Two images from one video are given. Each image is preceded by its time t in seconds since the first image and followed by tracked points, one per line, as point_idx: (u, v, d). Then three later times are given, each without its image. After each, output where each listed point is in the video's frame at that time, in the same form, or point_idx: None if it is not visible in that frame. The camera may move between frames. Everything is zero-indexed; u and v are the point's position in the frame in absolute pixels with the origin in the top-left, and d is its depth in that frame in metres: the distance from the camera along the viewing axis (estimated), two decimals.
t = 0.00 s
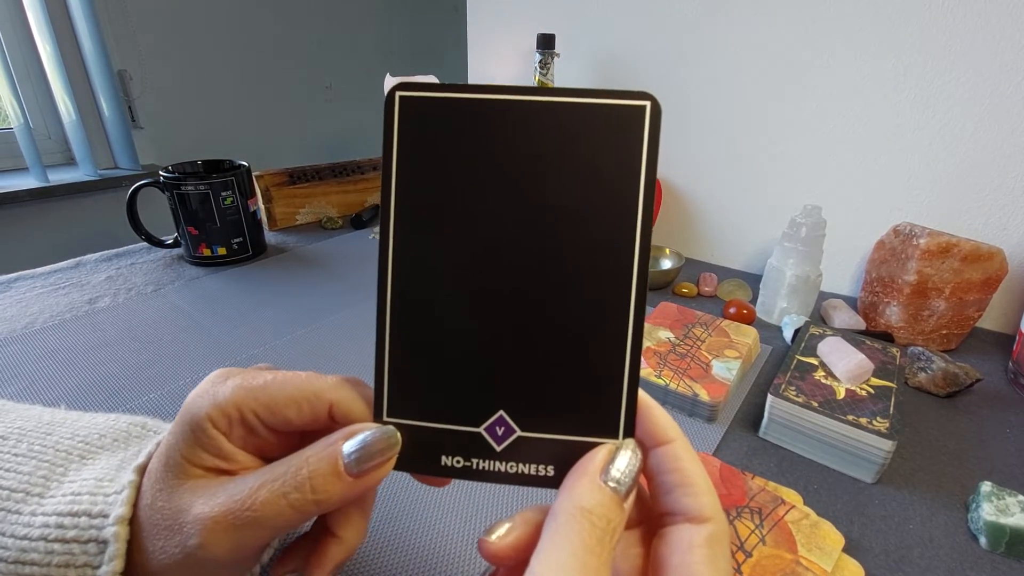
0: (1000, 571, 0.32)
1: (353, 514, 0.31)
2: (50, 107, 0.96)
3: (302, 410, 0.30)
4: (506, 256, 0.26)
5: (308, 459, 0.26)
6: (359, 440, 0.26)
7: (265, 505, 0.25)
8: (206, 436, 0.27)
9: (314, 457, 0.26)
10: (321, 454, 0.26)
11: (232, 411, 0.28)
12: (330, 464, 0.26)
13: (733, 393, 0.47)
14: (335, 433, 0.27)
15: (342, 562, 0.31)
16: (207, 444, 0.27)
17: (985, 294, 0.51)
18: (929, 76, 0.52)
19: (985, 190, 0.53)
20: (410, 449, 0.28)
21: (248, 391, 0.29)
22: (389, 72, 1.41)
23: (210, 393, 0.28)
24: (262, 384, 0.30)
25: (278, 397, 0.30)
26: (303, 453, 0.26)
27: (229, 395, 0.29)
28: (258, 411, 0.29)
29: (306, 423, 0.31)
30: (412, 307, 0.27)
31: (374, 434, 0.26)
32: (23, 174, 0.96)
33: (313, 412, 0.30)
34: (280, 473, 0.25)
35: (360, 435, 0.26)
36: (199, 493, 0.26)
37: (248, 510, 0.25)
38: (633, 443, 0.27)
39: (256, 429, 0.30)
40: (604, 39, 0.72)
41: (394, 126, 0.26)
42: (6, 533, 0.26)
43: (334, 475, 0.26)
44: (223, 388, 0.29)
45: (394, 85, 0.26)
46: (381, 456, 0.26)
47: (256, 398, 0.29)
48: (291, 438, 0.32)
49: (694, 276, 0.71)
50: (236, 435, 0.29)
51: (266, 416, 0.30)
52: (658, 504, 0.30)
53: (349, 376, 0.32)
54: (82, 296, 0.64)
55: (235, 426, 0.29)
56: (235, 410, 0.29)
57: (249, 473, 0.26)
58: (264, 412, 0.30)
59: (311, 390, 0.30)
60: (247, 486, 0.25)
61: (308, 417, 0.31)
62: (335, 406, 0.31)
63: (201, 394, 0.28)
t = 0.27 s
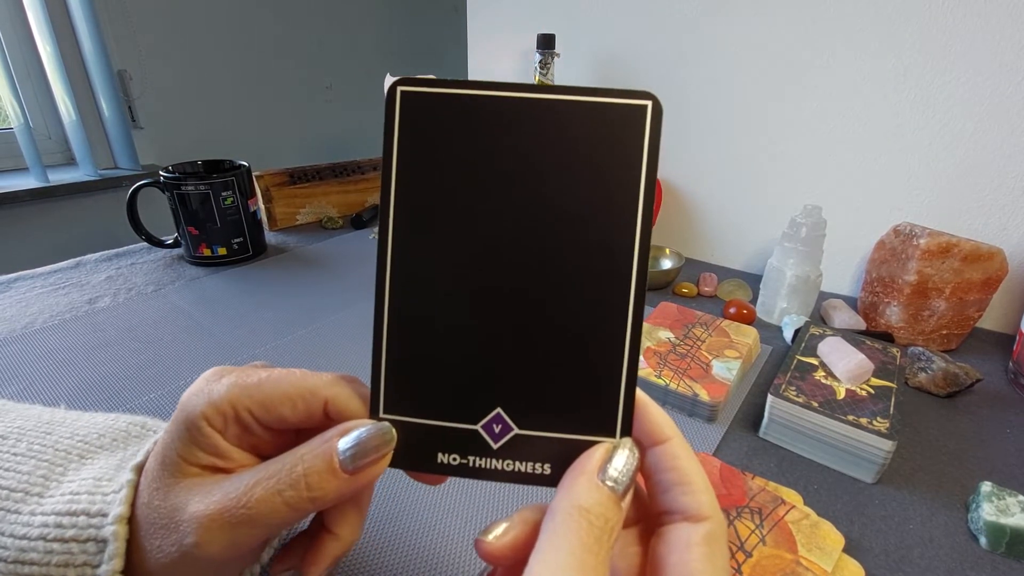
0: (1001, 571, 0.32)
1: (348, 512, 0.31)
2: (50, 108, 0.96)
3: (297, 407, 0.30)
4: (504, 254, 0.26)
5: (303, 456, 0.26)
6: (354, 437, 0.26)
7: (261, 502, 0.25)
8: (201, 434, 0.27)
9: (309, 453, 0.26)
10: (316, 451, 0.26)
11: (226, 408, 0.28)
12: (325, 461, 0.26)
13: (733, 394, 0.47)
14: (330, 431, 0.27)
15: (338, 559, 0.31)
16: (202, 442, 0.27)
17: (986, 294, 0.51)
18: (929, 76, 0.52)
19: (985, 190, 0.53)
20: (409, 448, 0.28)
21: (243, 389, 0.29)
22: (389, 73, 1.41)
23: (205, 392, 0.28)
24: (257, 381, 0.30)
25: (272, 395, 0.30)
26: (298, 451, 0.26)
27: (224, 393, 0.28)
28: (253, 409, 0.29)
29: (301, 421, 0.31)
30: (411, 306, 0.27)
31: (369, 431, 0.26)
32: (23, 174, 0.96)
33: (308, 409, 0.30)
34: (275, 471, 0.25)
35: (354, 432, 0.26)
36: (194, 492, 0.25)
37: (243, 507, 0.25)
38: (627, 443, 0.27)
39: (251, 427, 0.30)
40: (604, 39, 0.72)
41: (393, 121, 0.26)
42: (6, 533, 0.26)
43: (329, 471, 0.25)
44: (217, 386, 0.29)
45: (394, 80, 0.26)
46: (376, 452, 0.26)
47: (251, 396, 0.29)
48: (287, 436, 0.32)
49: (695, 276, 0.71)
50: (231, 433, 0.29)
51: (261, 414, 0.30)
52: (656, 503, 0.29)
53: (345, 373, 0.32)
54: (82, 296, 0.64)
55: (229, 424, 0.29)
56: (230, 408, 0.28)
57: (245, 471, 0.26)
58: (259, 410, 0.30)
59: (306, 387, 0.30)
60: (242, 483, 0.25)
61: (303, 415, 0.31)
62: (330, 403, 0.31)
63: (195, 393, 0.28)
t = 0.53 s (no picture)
0: (1001, 571, 0.32)
1: (348, 511, 0.31)
2: (50, 107, 0.96)
3: (297, 405, 0.30)
4: (504, 252, 0.26)
5: (302, 453, 0.26)
6: (353, 433, 0.26)
7: (261, 499, 0.25)
8: (201, 433, 0.27)
9: (309, 450, 0.26)
10: (316, 447, 0.26)
11: (226, 407, 0.28)
12: (324, 457, 0.26)
13: (733, 394, 0.47)
14: (329, 428, 0.27)
15: (337, 558, 0.31)
16: (202, 440, 0.27)
17: (986, 294, 0.51)
18: (929, 76, 0.52)
19: (986, 190, 0.53)
20: (408, 449, 0.28)
21: (243, 388, 0.29)
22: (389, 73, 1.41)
23: (205, 390, 0.28)
24: (256, 380, 0.30)
25: (272, 393, 0.30)
26: (298, 447, 0.26)
27: (224, 391, 0.28)
28: (253, 407, 0.29)
29: (301, 419, 0.31)
30: (410, 304, 0.27)
31: (368, 427, 0.26)
32: (23, 174, 0.96)
33: (308, 407, 0.30)
34: (275, 468, 0.25)
35: (354, 429, 0.26)
36: (194, 489, 0.25)
37: (243, 504, 0.25)
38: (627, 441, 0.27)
39: (252, 426, 0.30)
40: (604, 39, 0.72)
41: (392, 118, 0.26)
42: (6, 532, 0.26)
43: (329, 468, 0.25)
44: (217, 384, 0.29)
45: (393, 77, 0.26)
46: (376, 449, 0.26)
47: (251, 394, 0.29)
48: (287, 435, 0.32)
49: (695, 276, 0.71)
50: (231, 431, 0.29)
51: (261, 412, 0.30)
52: (654, 501, 0.29)
53: (344, 371, 0.32)
54: (82, 296, 0.64)
55: (229, 423, 0.29)
56: (230, 406, 0.29)
57: (244, 469, 0.26)
58: (259, 408, 0.29)
59: (306, 385, 0.30)
60: (242, 480, 0.25)
61: (303, 413, 0.31)
62: (329, 401, 0.30)
63: (195, 391, 0.28)
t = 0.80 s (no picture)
0: (1001, 571, 0.32)
1: (347, 510, 0.31)
2: (50, 108, 0.97)
3: (297, 405, 0.30)
4: (502, 251, 0.26)
5: (301, 452, 0.26)
6: (353, 432, 0.26)
7: (260, 499, 0.25)
8: (201, 433, 0.27)
9: (308, 449, 0.26)
10: (315, 446, 0.26)
11: (226, 407, 0.28)
12: (324, 456, 0.25)
13: (733, 394, 0.47)
14: (329, 427, 0.27)
15: (337, 558, 0.31)
16: (202, 440, 0.27)
17: (986, 295, 0.51)
18: (929, 76, 0.52)
19: (986, 190, 0.53)
20: (407, 448, 0.28)
21: (243, 388, 0.29)
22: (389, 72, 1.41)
23: (204, 391, 0.28)
24: (256, 380, 0.30)
25: (272, 393, 0.30)
26: (297, 446, 0.26)
27: (223, 391, 0.29)
28: (253, 407, 0.29)
29: (301, 419, 0.31)
30: (408, 303, 0.27)
31: (368, 427, 0.26)
32: (23, 174, 0.97)
33: (308, 407, 0.30)
34: (274, 467, 0.25)
35: (353, 428, 0.26)
36: (194, 488, 0.25)
37: (243, 503, 0.24)
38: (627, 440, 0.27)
39: (251, 426, 0.30)
40: (604, 40, 0.72)
41: (391, 117, 0.26)
42: (5, 532, 0.26)
43: (328, 467, 0.25)
44: (217, 385, 0.29)
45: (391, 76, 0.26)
46: (375, 448, 0.26)
47: (250, 394, 0.29)
48: (287, 435, 0.32)
49: (695, 276, 0.71)
50: (231, 431, 0.29)
51: (261, 412, 0.30)
52: (654, 501, 0.29)
53: (344, 370, 0.32)
54: (82, 296, 0.64)
55: (229, 423, 0.29)
56: (229, 406, 0.29)
57: (244, 468, 0.26)
58: (259, 408, 0.30)
59: (305, 385, 0.30)
60: (241, 479, 0.25)
61: (302, 413, 0.31)
62: (329, 401, 0.30)
63: (195, 391, 0.28)
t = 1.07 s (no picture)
0: (1001, 571, 0.32)
1: (347, 511, 0.31)
2: (50, 108, 0.97)
3: (296, 407, 0.30)
4: (502, 251, 0.26)
5: (301, 453, 0.26)
6: (352, 433, 0.26)
7: (260, 500, 0.25)
8: (200, 434, 0.27)
9: (308, 450, 0.26)
10: (315, 448, 0.26)
11: (226, 408, 0.28)
12: (324, 457, 0.26)
13: (733, 394, 0.47)
14: (329, 428, 0.27)
15: (336, 560, 0.31)
16: (201, 442, 0.27)
17: (986, 295, 0.51)
18: (929, 75, 0.52)
19: (986, 191, 0.53)
20: (407, 448, 0.28)
21: (242, 389, 0.29)
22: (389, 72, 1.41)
23: (203, 392, 0.29)
24: (255, 381, 0.30)
25: (271, 395, 0.30)
26: (297, 448, 0.26)
27: (223, 393, 0.29)
28: (252, 408, 0.29)
29: (301, 420, 0.31)
30: (408, 303, 0.27)
31: (367, 427, 0.26)
32: (23, 174, 0.97)
33: (307, 408, 0.30)
34: (275, 468, 0.25)
35: (353, 429, 0.26)
36: (194, 489, 0.26)
37: (243, 504, 0.25)
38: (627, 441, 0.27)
39: (251, 427, 0.30)
40: (604, 39, 0.72)
41: (390, 117, 0.26)
42: (4, 533, 0.26)
43: (328, 468, 0.25)
44: (216, 386, 0.29)
45: (391, 76, 0.26)
46: (375, 449, 0.26)
47: (250, 396, 0.29)
48: (287, 436, 0.32)
49: (695, 276, 0.71)
50: (230, 433, 0.29)
51: (260, 413, 0.30)
52: (654, 501, 0.29)
53: (343, 371, 0.32)
54: (82, 296, 0.64)
55: (228, 424, 0.29)
56: (229, 408, 0.29)
57: (244, 469, 0.26)
58: (258, 409, 0.30)
59: (304, 386, 0.30)
60: (241, 480, 0.25)
61: (302, 414, 0.31)
62: (328, 402, 0.30)
63: (194, 392, 0.29)
